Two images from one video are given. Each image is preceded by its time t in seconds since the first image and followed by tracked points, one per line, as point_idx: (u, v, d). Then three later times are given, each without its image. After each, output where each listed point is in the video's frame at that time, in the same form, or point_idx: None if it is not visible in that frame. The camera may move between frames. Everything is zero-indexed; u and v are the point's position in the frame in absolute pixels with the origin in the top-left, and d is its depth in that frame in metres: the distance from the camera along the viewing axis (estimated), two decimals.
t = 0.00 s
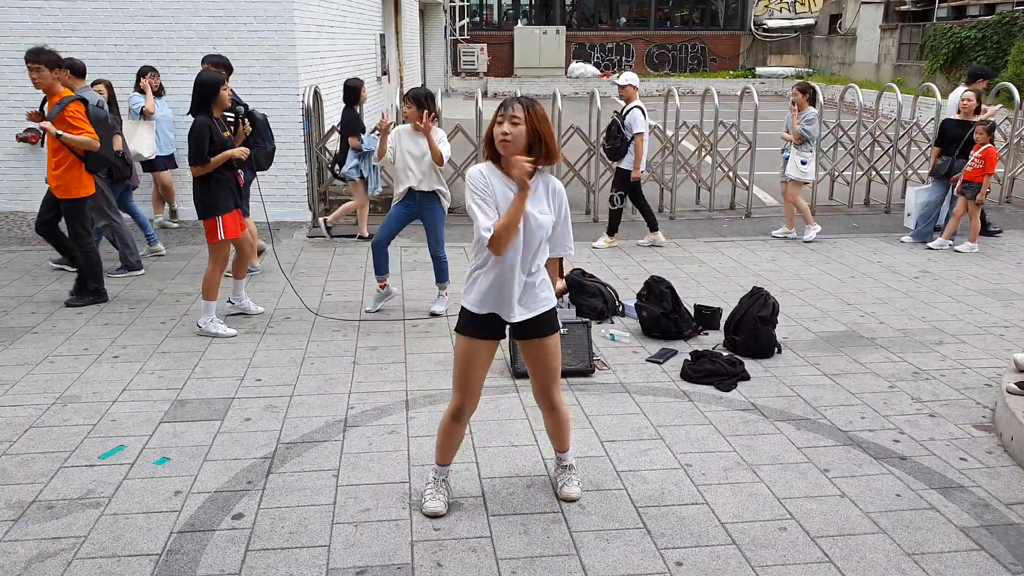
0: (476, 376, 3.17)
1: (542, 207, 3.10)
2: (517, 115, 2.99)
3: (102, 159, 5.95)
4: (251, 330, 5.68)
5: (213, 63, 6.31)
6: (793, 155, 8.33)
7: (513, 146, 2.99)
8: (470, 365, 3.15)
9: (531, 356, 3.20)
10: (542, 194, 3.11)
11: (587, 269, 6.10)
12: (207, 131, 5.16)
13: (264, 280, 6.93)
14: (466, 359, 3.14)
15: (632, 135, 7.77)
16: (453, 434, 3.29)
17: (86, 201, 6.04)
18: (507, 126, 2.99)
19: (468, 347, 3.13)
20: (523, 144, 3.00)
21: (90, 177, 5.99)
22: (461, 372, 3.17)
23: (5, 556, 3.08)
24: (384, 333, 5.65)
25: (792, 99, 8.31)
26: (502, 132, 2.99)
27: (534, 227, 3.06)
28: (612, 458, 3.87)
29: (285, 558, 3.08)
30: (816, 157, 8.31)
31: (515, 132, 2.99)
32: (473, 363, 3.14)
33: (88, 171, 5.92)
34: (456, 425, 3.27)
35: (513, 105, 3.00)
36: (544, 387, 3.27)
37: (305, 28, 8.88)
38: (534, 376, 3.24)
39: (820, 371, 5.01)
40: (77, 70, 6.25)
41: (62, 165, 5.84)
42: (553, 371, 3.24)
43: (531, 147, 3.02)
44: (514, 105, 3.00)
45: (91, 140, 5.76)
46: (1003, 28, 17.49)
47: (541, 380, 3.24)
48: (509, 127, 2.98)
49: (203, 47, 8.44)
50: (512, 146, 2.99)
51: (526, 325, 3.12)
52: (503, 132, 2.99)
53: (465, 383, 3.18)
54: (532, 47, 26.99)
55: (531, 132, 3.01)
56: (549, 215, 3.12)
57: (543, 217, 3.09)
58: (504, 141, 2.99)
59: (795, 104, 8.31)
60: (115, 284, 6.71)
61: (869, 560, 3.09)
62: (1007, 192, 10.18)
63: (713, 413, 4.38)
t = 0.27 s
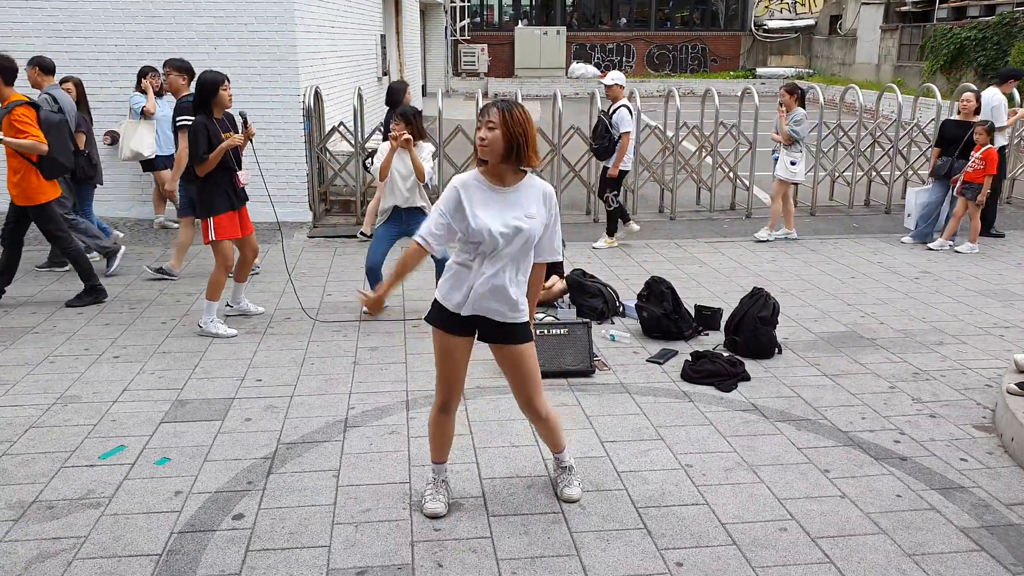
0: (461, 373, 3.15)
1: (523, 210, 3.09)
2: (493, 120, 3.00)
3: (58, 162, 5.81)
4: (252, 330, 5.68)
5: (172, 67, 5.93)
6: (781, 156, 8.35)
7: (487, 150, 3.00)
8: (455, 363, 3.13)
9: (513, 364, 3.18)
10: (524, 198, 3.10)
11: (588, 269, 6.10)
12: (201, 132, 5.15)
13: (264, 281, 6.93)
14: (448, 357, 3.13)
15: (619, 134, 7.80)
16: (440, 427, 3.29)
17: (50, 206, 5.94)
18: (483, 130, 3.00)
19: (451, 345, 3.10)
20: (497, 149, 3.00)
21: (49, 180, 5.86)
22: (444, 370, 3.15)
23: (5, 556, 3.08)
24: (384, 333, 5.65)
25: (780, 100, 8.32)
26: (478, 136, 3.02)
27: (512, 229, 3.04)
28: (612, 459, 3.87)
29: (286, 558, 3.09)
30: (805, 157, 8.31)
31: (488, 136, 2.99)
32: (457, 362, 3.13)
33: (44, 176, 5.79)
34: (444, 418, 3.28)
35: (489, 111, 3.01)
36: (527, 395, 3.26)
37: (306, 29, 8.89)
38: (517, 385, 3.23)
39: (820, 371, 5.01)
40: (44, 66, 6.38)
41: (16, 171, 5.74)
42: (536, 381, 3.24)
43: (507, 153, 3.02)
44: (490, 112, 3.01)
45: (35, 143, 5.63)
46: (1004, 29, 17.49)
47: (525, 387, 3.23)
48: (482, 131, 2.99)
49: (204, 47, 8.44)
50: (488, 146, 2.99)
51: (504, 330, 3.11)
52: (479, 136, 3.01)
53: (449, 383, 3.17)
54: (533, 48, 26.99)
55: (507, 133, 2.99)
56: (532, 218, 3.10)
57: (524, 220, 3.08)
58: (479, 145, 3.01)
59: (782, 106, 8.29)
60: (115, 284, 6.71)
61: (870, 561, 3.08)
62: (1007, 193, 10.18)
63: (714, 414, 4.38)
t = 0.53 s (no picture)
0: (451, 370, 3.15)
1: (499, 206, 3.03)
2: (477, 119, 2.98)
3: None
4: (252, 331, 5.68)
5: (131, 63, 6.07)
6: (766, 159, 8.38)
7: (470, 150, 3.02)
8: (446, 361, 3.13)
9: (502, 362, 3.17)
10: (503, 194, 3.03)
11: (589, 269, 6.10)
12: (205, 135, 5.16)
13: (264, 281, 6.93)
14: (439, 353, 3.12)
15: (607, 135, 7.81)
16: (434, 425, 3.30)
17: None
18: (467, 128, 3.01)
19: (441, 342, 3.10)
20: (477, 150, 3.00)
21: None
22: (435, 366, 3.15)
23: (6, 556, 3.08)
24: (384, 334, 5.65)
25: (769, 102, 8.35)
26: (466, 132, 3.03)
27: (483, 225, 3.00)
28: (612, 459, 3.87)
29: (286, 559, 3.09)
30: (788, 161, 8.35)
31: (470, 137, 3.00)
32: (447, 359, 3.13)
33: None
34: (439, 418, 3.28)
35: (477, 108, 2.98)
36: (517, 395, 3.25)
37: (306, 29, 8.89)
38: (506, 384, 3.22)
39: (820, 371, 5.01)
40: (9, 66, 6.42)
41: None
42: (525, 380, 3.23)
43: (488, 153, 3.00)
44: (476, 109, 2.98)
45: None
46: (1004, 29, 17.48)
47: (514, 386, 3.22)
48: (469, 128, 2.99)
49: (204, 48, 8.45)
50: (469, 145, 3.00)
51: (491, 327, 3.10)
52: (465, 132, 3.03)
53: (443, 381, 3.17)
54: (533, 48, 26.98)
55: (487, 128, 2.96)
56: (508, 215, 3.02)
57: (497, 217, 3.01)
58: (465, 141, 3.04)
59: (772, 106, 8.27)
60: (115, 285, 6.71)
61: (870, 562, 3.08)
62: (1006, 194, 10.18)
63: (714, 414, 4.38)
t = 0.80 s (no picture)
0: (468, 375, 3.16)
1: (496, 199, 3.06)
2: (501, 125, 3.02)
3: None
4: (252, 332, 5.69)
5: (88, 66, 6.10)
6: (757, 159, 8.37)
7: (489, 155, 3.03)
8: (463, 366, 3.14)
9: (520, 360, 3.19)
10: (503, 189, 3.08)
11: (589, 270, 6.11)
12: (213, 135, 5.14)
13: (264, 282, 6.93)
14: (457, 359, 3.14)
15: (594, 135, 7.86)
16: (445, 436, 3.30)
17: None
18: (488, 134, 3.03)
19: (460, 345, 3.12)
20: (498, 156, 3.04)
21: None
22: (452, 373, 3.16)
23: (6, 557, 3.08)
24: (385, 334, 5.65)
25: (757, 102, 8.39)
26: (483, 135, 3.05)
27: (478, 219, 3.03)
28: (612, 460, 3.87)
29: (287, 559, 3.09)
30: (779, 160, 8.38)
31: (491, 143, 3.02)
32: (465, 364, 3.14)
33: None
34: (451, 426, 3.27)
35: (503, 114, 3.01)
36: (534, 393, 3.25)
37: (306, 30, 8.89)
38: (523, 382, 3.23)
39: (821, 372, 5.01)
40: None
41: None
42: (543, 379, 3.24)
43: (504, 158, 3.06)
44: (501, 115, 3.02)
45: None
46: (1004, 30, 17.49)
47: (531, 385, 3.23)
48: (494, 135, 3.01)
49: (204, 49, 8.45)
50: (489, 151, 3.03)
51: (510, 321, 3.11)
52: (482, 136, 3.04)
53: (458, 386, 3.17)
54: (533, 49, 26.98)
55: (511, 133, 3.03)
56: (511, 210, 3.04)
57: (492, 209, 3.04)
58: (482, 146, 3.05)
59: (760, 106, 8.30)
60: (116, 285, 6.71)
61: (870, 563, 3.08)
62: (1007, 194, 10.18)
63: (714, 415, 4.38)
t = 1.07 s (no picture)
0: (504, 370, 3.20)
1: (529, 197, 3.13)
2: (525, 134, 3.09)
3: None
4: (253, 332, 5.69)
5: (40, 65, 6.06)
6: (749, 160, 8.32)
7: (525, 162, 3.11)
8: (503, 360, 3.19)
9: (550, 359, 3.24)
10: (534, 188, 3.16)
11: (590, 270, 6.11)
12: (209, 135, 5.12)
13: (265, 282, 6.93)
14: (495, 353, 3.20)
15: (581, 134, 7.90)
16: (483, 432, 3.33)
17: None
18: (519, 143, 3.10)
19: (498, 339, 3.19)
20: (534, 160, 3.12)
21: None
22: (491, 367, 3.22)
23: (6, 558, 3.08)
24: (385, 335, 5.65)
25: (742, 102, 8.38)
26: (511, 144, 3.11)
27: (522, 218, 3.09)
28: (613, 461, 3.87)
29: (287, 560, 3.09)
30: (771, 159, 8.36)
31: (524, 152, 3.10)
32: (500, 360, 3.18)
33: None
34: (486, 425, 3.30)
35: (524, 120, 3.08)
36: (559, 392, 3.29)
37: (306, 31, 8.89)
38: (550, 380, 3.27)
39: (821, 373, 5.01)
40: None
41: None
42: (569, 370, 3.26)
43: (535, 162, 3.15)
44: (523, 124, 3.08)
45: None
46: (1003, 30, 17.49)
47: (557, 385, 3.27)
48: (526, 144, 3.08)
49: (204, 50, 8.45)
50: (523, 159, 3.10)
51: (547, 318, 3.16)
52: (514, 146, 3.11)
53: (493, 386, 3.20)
54: (533, 49, 26.97)
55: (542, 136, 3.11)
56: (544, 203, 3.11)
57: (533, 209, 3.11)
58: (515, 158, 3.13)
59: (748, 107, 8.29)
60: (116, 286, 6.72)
61: (870, 563, 3.08)
62: (1007, 195, 10.18)
63: (714, 416, 4.37)
